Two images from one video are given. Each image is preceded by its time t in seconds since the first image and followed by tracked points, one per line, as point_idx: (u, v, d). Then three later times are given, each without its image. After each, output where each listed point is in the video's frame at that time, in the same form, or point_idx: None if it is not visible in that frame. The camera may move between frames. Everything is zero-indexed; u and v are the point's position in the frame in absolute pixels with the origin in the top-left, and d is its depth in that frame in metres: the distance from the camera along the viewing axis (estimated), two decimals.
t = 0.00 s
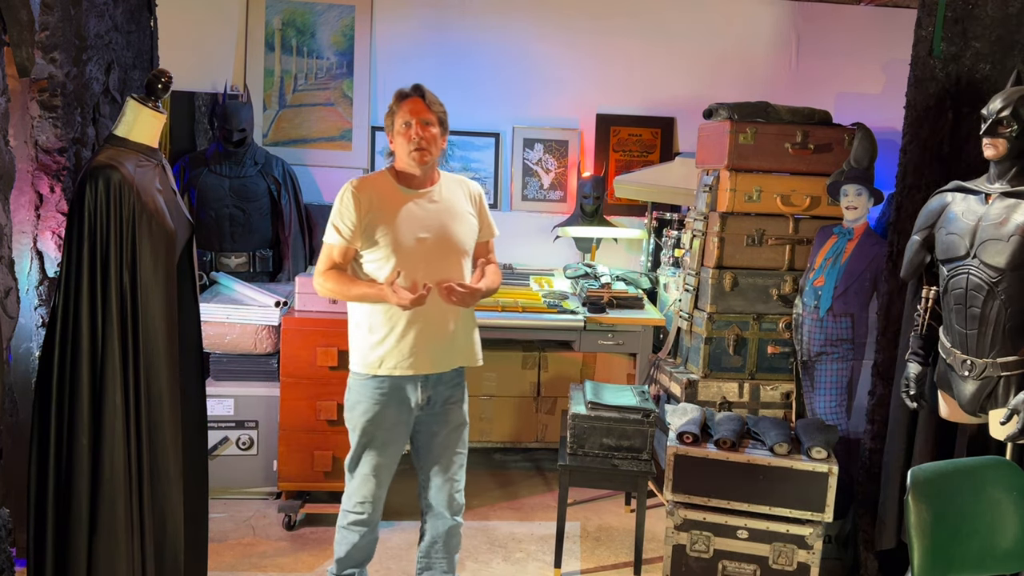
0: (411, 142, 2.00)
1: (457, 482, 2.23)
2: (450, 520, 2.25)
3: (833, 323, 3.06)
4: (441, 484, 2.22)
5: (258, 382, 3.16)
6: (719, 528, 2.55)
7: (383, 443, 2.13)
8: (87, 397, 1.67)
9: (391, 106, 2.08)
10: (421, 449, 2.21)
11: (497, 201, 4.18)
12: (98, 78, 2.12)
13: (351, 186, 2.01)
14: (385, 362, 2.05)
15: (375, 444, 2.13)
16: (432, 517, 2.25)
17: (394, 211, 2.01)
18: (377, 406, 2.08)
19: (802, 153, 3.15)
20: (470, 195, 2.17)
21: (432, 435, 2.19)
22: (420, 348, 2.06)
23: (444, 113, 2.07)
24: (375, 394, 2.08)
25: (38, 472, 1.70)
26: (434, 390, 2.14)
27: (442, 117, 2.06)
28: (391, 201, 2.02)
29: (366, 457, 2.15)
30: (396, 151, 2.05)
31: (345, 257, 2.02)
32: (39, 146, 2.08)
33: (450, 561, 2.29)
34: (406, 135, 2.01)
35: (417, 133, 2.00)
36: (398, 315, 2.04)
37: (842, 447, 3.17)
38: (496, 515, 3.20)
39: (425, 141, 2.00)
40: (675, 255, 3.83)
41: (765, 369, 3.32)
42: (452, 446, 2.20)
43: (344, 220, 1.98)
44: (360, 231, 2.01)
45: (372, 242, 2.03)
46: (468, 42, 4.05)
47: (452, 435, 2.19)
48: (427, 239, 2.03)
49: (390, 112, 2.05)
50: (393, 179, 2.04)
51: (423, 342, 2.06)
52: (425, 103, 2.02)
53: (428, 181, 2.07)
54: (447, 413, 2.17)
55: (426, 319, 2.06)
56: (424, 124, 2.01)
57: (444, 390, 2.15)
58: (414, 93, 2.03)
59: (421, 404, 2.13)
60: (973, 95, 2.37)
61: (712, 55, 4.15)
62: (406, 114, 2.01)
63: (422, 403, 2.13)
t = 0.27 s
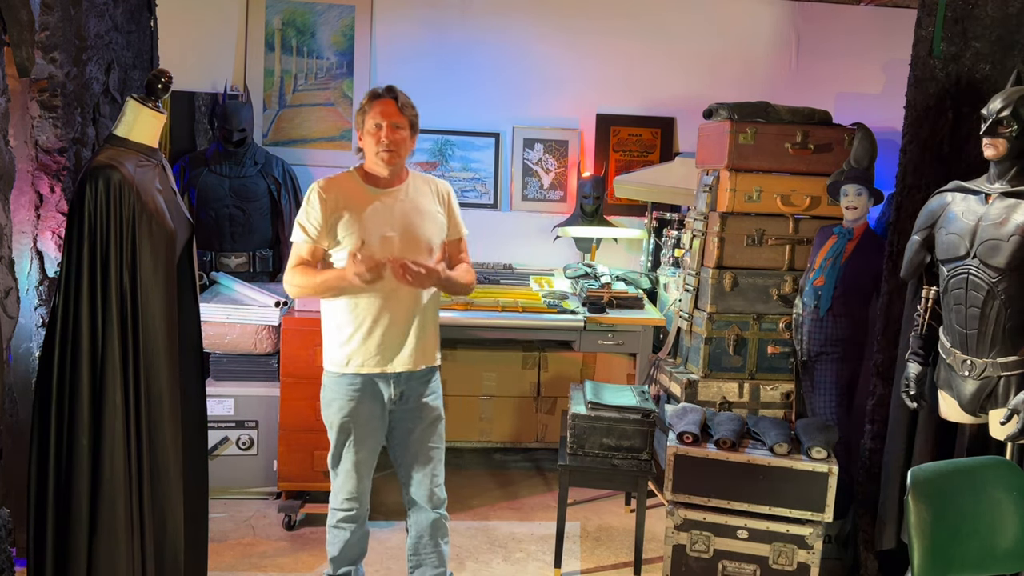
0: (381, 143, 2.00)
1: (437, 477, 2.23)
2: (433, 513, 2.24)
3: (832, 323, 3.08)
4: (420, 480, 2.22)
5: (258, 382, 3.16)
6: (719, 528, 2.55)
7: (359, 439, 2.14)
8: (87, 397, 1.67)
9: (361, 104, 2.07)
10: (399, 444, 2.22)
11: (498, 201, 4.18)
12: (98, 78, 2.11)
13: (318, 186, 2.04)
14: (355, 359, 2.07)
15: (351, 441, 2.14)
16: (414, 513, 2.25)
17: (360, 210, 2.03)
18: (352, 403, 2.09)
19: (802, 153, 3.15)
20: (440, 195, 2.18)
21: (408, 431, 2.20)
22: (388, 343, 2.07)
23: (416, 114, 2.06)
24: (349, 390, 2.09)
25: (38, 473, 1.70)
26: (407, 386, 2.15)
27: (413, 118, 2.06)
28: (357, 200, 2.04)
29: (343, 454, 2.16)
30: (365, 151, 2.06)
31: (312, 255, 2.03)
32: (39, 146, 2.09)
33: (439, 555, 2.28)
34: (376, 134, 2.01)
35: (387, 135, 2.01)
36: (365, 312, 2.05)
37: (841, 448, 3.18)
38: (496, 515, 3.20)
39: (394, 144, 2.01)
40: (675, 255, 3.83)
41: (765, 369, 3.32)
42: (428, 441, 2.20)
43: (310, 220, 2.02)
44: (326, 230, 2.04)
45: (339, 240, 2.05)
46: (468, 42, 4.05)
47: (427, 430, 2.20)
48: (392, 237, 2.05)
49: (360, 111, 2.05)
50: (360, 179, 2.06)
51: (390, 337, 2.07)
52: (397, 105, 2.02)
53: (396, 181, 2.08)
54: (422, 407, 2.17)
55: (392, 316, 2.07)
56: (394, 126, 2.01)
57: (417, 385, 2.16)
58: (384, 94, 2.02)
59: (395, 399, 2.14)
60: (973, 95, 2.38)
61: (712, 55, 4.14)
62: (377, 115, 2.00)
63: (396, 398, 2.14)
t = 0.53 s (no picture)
0: (359, 140, 2.03)
1: (426, 474, 2.23)
2: (423, 509, 2.25)
3: (832, 323, 3.11)
4: (410, 478, 2.22)
5: (258, 382, 3.16)
6: (719, 527, 2.55)
7: (348, 438, 2.14)
8: (87, 398, 1.67)
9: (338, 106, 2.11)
10: (388, 443, 2.22)
11: (498, 201, 4.18)
12: (98, 78, 2.11)
13: (297, 185, 2.05)
14: (339, 357, 2.07)
15: (340, 440, 2.14)
16: (405, 510, 2.26)
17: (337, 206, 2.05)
18: (339, 402, 2.09)
19: (802, 153, 3.15)
20: (417, 192, 2.20)
21: (396, 430, 2.20)
22: (372, 340, 2.08)
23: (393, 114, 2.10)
24: (335, 389, 2.09)
25: (38, 474, 1.70)
26: (393, 384, 2.15)
27: (391, 119, 2.09)
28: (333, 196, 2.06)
29: (332, 453, 2.16)
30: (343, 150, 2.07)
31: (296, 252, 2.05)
32: (39, 146, 2.09)
33: (433, 550, 2.29)
34: (353, 132, 2.03)
35: (364, 133, 2.03)
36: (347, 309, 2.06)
37: (841, 448, 3.18)
38: (496, 515, 3.20)
39: (372, 141, 2.04)
40: (675, 255, 3.83)
41: (765, 369, 3.31)
42: (416, 439, 2.20)
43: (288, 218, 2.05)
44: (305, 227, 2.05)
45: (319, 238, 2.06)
46: (468, 42, 4.05)
47: (415, 428, 2.20)
48: (370, 233, 2.07)
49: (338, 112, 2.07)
50: (337, 177, 2.08)
51: (373, 334, 2.08)
52: (374, 105, 2.06)
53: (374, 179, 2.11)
54: (409, 404, 2.18)
55: (372, 311, 2.07)
56: (372, 125, 2.04)
57: (403, 382, 2.16)
58: (362, 93, 2.06)
59: (381, 396, 2.15)
60: (973, 95, 2.38)
61: (712, 55, 4.15)
62: (355, 113, 2.03)
63: (382, 395, 2.15)
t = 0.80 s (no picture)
0: (346, 139, 2.02)
1: (422, 475, 2.23)
2: (420, 510, 2.25)
3: (832, 323, 3.14)
4: (406, 479, 2.22)
5: (259, 382, 3.16)
6: (719, 527, 2.55)
7: (344, 439, 2.13)
8: (87, 398, 1.67)
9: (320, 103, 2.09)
10: (384, 443, 2.22)
11: (498, 201, 4.18)
12: (98, 78, 2.11)
13: (284, 188, 2.05)
14: (332, 358, 2.07)
15: (336, 441, 2.14)
16: (402, 511, 2.26)
17: (326, 206, 2.04)
18: (334, 403, 2.10)
19: (802, 153, 3.15)
20: (407, 189, 2.20)
21: (392, 431, 2.20)
22: (366, 340, 2.08)
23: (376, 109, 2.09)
24: (330, 390, 2.09)
25: (38, 474, 1.70)
26: (387, 383, 2.15)
27: (374, 113, 2.09)
28: (322, 196, 2.05)
29: (329, 454, 2.16)
30: (329, 148, 2.07)
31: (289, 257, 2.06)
32: (39, 146, 2.09)
33: (431, 551, 2.28)
34: (336, 130, 2.03)
35: (349, 130, 2.02)
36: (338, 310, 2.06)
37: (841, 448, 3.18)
38: (496, 515, 3.20)
39: (358, 138, 2.04)
40: (675, 255, 3.83)
41: (765, 369, 3.31)
42: (412, 439, 2.20)
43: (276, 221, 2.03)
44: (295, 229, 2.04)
45: (308, 240, 2.06)
46: (468, 42, 4.05)
47: (411, 428, 2.20)
48: (359, 233, 2.06)
49: (321, 110, 2.06)
50: (325, 178, 2.08)
51: (365, 334, 2.07)
52: (358, 101, 2.05)
53: (363, 179, 2.11)
54: (404, 403, 2.18)
55: (365, 312, 2.07)
56: (356, 121, 2.03)
57: (398, 381, 2.16)
58: (343, 89, 2.04)
59: (377, 396, 2.15)
60: (973, 95, 2.36)
61: (712, 55, 4.15)
62: (338, 111, 2.02)
63: (378, 394, 2.15)
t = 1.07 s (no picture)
0: (338, 141, 2.03)
1: (422, 475, 2.23)
2: (420, 511, 2.25)
3: (832, 323, 3.13)
4: (406, 479, 2.22)
5: (259, 382, 3.16)
6: (719, 527, 2.55)
7: (343, 440, 2.13)
8: (87, 398, 1.67)
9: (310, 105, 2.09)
10: (384, 444, 2.22)
11: (498, 201, 4.19)
12: (98, 78, 2.12)
13: (278, 191, 2.05)
14: (331, 359, 2.07)
15: (336, 442, 2.14)
16: (401, 513, 2.26)
17: (321, 209, 2.04)
18: (334, 404, 2.09)
19: (802, 153, 3.15)
20: (402, 188, 2.20)
21: (391, 431, 2.20)
22: (365, 340, 2.07)
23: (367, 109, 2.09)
24: (329, 392, 2.09)
25: (38, 474, 1.70)
26: (386, 384, 2.15)
27: (366, 113, 2.09)
28: (317, 198, 2.05)
29: (328, 454, 2.16)
30: (322, 151, 2.07)
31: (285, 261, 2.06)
32: (39, 146, 2.09)
33: (431, 552, 2.28)
34: (328, 131, 2.03)
35: (341, 131, 2.03)
36: (336, 311, 2.05)
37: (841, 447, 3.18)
38: (496, 515, 3.20)
39: (350, 139, 2.04)
40: (675, 255, 3.83)
41: (765, 369, 3.31)
42: (412, 439, 2.20)
43: (270, 226, 2.03)
44: (291, 233, 2.05)
45: (303, 243, 2.05)
46: (468, 42, 4.05)
47: (410, 428, 2.20)
48: (354, 233, 2.06)
49: (311, 112, 2.06)
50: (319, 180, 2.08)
51: (364, 334, 2.07)
52: (348, 102, 2.05)
53: (357, 180, 2.11)
54: (403, 403, 2.18)
55: (364, 313, 2.07)
56: (347, 122, 2.03)
57: (397, 382, 2.16)
58: (333, 90, 2.04)
59: (376, 396, 2.15)
60: (973, 95, 2.35)
61: (712, 55, 4.15)
62: (329, 112, 2.02)
63: (377, 395, 2.15)
